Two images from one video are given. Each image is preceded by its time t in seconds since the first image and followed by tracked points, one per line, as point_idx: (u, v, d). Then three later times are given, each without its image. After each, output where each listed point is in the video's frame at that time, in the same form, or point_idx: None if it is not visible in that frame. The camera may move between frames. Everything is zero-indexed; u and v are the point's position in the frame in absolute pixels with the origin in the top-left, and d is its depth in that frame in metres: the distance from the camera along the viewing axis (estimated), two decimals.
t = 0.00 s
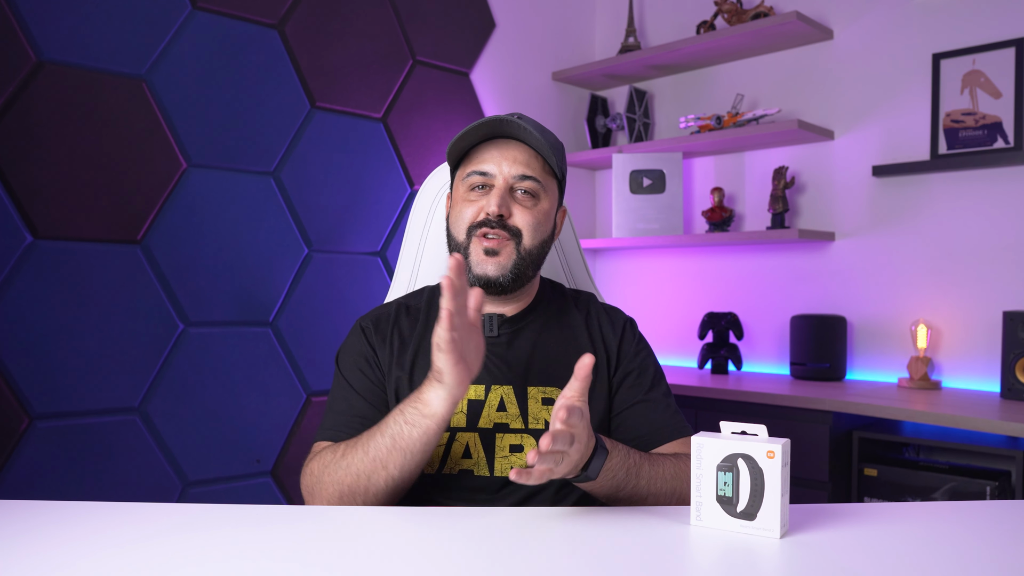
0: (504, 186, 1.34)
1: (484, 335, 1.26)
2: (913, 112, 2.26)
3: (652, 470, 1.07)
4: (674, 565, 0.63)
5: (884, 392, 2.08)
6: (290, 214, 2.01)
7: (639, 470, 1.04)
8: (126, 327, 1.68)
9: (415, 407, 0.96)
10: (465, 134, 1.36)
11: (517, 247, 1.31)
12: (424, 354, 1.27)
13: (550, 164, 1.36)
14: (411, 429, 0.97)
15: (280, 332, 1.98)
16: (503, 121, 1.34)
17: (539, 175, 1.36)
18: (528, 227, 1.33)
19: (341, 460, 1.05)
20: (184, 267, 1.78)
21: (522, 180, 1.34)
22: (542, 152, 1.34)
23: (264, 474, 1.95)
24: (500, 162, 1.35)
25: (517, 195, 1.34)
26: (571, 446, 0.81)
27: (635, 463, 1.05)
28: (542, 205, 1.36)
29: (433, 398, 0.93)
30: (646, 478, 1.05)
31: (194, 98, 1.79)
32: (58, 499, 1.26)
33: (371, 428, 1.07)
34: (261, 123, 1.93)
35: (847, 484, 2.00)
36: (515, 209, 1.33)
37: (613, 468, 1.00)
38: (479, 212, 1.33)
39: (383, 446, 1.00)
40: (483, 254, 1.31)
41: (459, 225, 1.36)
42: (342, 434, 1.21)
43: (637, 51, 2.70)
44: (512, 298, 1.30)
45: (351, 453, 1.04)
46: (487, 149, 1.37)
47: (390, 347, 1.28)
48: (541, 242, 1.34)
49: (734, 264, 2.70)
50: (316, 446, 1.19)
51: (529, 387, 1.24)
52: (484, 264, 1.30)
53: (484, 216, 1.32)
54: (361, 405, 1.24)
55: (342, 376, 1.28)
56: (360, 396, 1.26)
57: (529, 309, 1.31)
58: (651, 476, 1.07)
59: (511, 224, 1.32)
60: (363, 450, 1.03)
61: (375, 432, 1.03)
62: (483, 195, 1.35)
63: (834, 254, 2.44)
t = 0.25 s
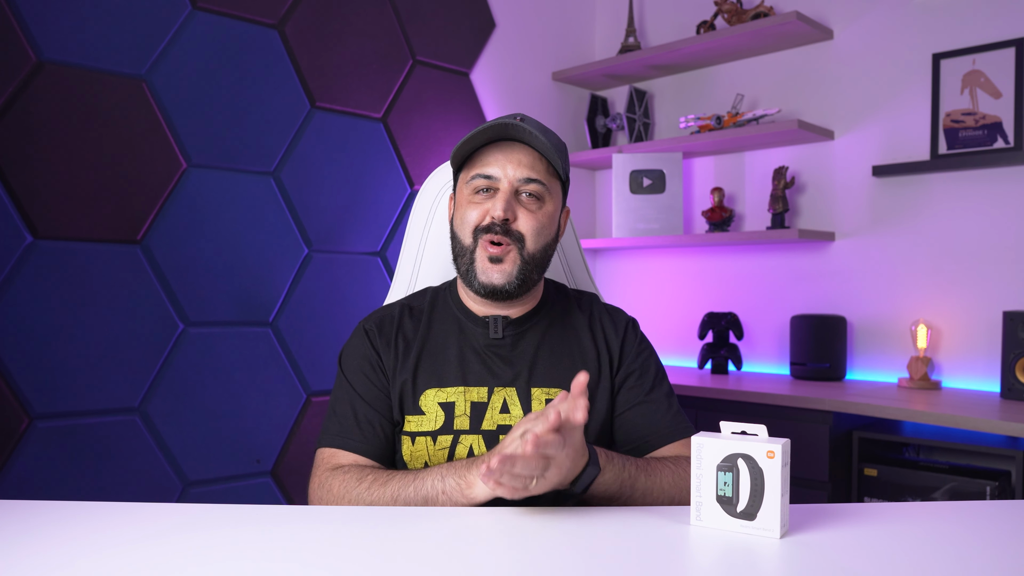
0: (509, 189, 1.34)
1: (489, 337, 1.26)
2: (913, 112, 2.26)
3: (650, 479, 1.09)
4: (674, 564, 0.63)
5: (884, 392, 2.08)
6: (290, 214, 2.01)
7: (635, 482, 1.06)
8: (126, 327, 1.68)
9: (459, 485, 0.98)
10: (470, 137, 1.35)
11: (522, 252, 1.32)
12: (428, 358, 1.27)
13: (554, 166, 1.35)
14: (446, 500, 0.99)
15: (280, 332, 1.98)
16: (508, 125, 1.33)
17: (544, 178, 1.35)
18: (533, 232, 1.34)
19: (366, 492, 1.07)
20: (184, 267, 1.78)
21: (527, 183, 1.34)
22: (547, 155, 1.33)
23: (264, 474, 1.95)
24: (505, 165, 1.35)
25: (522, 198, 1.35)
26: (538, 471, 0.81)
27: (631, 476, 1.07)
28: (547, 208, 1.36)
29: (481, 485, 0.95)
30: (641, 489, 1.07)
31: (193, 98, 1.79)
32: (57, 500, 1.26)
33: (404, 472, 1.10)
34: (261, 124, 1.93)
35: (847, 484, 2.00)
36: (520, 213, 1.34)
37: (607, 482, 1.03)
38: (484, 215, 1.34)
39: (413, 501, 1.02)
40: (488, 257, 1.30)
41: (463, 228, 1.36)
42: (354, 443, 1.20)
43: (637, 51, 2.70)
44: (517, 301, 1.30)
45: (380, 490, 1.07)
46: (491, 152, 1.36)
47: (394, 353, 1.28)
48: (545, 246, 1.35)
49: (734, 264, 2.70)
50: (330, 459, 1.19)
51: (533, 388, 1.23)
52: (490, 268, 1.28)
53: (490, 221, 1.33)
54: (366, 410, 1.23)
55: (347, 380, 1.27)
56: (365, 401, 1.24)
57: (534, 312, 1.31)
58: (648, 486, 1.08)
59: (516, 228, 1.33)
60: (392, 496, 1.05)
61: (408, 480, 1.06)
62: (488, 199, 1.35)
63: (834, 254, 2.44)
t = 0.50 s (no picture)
0: (510, 187, 1.34)
1: (489, 337, 1.26)
2: (913, 112, 2.26)
3: (648, 483, 1.09)
4: (674, 564, 0.63)
5: (884, 392, 2.08)
6: (290, 213, 2.01)
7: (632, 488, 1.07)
8: (126, 327, 1.68)
9: (455, 492, 0.97)
10: (468, 136, 1.35)
11: (525, 249, 1.32)
12: (429, 357, 1.27)
13: (553, 162, 1.35)
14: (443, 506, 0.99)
15: (280, 332, 1.98)
16: (507, 121, 1.33)
17: (543, 174, 1.35)
18: (535, 229, 1.34)
19: (364, 495, 1.08)
20: (184, 267, 1.78)
21: (527, 180, 1.34)
22: (546, 150, 1.33)
23: (264, 474, 1.95)
24: (504, 163, 1.35)
25: (523, 195, 1.35)
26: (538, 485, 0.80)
27: (628, 480, 1.07)
28: (547, 205, 1.36)
29: (478, 492, 0.93)
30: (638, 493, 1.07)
31: (193, 98, 1.79)
32: (58, 500, 1.27)
33: (401, 474, 1.10)
34: (261, 123, 1.93)
35: (847, 484, 2.00)
36: (522, 211, 1.34)
37: (603, 489, 1.04)
38: (485, 214, 1.33)
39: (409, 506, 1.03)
40: (491, 256, 1.29)
41: (465, 228, 1.36)
42: (352, 443, 1.21)
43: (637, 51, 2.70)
44: (519, 300, 1.29)
45: (377, 493, 1.07)
46: (490, 151, 1.36)
47: (394, 352, 1.28)
48: (547, 243, 1.35)
49: (734, 264, 2.70)
50: (327, 457, 1.20)
51: (533, 388, 1.23)
52: (493, 267, 1.28)
53: (491, 219, 1.33)
54: (365, 411, 1.24)
55: (347, 379, 1.28)
56: (364, 402, 1.25)
57: (537, 310, 1.31)
58: (646, 490, 1.08)
59: (519, 225, 1.33)
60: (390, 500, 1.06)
61: (405, 484, 1.06)
62: (489, 197, 1.35)
63: (834, 254, 2.44)
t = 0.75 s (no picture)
0: (508, 184, 1.34)
1: (488, 337, 1.26)
2: (913, 112, 2.26)
3: (647, 485, 1.09)
4: (674, 563, 0.63)
5: (884, 392, 2.08)
6: (290, 213, 2.01)
7: (632, 489, 1.07)
8: (126, 327, 1.68)
9: (438, 487, 0.98)
10: (467, 134, 1.36)
11: (524, 245, 1.32)
12: (428, 357, 1.27)
13: (551, 160, 1.36)
14: (425, 501, 0.99)
15: (280, 332, 1.98)
16: (507, 120, 1.34)
17: (542, 171, 1.36)
18: (534, 225, 1.34)
19: (348, 489, 1.08)
20: (183, 267, 1.78)
21: (526, 177, 1.35)
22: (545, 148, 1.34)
23: (264, 474, 1.95)
24: (502, 161, 1.35)
25: (521, 192, 1.35)
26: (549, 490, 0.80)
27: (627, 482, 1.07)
28: (546, 202, 1.36)
29: (461, 488, 0.95)
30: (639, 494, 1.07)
31: (193, 98, 1.79)
32: (59, 500, 1.27)
33: (386, 469, 1.10)
34: (261, 123, 1.93)
35: (847, 483, 2.00)
36: (521, 207, 1.34)
37: (602, 491, 1.04)
38: (485, 211, 1.33)
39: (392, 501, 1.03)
40: (490, 253, 1.29)
41: (464, 225, 1.35)
42: (341, 438, 1.21)
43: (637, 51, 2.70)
44: (516, 299, 1.30)
45: (360, 488, 1.07)
46: (489, 149, 1.37)
47: (393, 352, 1.28)
48: (547, 239, 1.36)
49: (734, 264, 2.70)
50: (316, 452, 1.20)
51: (532, 388, 1.23)
52: (493, 263, 1.28)
53: (491, 215, 1.33)
54: (359, 409, 1.24)
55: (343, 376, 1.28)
56: (359, 400, 1.25)
57: (533, 310, 1.31)
58: (646, 491, 1.08)
59: (518, 221, 1.33)
60: (373, 495, 1.06)
61: (389, 479, 1.06)
62: (487, 194, 1.35)
63: (834, 254, 2.44)
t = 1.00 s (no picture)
0: (507, 179, 1.34)
1: (487, 334, 1.26)
2: (913, 112, 2.26)
3: (649, 481, 1.08)
4: (674, 563, 0.63)
5: (884, 392, 2.08)
6: (290, 213, 2.01)
7: (636, 484, 1.06)
8: (126, 327, 1.68)
9: (409, 476, 0.99)
10: (466, 130, 1.36)
11: (524, 241, 1.32)
12: (426, 355, 1.27)
13: (550, 156, 1.36)
14: (395, 489, 1.00)
15: (280, 332, 1.98)
16: (505, 113, 1.36)
17: (541, 167, 1.36)
18: (533, 221, 1.34)
19: (322, 475, 1.09)
20: (183, 267, 1.78)
21: (524, 173, 1.35)
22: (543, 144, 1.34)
23: (264, 474, 1.95)
24: (501, 157, 1.36)
25: (520, 188, 1.35)
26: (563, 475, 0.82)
27: (630, 478, 1.07)
28: (545, 198, 1.36)
29: (429, 476, 0.95)
30: (642, 490, 1.07)
31: (193, 97, 1.79)
32: (59, 500, 1.27)
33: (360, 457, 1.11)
34: (261, 123, 1.93)
35: (847, 483, 2.01)
36: (520, 203, 1.34)
37: (608, 484, 1.03)
38: (484, 207, 1.33)
39: (360, 489, 1.04)
40: (490, 248, 1.30)
41: (464, 222, 1.36)
42: (326, 431, 1.21)
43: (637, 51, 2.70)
44: (516, 297, 1.31)
45: (333, 474, 1.08)
46: (487, 145, 1.37)
47: (390, 351, 1.28)
48: (546, 236, 1.36)
49: (734, 264, 2.70)
50: (300, 440, 1.20)
51: (530, 386, 1.23)
52: (492, 259, 1.28)
53: (490, 211, 1.33)
54: (348, 404, 1.24)
55: (337, 372, 1.28)
56: (350, 396, 1.25)
57: (533, 309, 1.31)
58: (649, 488, 1.08)
59: (517, 217, 1.33)
60: (344, 482, 1.06)
61: (360, 466, 1.07)
62: (487, 190, 1.35)
63: (834, 254, 2.44)
